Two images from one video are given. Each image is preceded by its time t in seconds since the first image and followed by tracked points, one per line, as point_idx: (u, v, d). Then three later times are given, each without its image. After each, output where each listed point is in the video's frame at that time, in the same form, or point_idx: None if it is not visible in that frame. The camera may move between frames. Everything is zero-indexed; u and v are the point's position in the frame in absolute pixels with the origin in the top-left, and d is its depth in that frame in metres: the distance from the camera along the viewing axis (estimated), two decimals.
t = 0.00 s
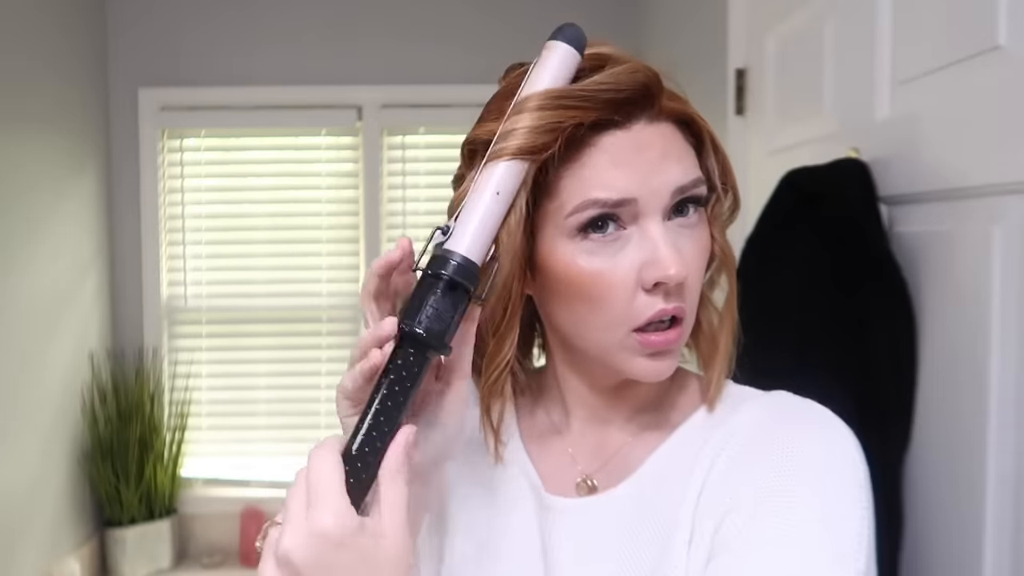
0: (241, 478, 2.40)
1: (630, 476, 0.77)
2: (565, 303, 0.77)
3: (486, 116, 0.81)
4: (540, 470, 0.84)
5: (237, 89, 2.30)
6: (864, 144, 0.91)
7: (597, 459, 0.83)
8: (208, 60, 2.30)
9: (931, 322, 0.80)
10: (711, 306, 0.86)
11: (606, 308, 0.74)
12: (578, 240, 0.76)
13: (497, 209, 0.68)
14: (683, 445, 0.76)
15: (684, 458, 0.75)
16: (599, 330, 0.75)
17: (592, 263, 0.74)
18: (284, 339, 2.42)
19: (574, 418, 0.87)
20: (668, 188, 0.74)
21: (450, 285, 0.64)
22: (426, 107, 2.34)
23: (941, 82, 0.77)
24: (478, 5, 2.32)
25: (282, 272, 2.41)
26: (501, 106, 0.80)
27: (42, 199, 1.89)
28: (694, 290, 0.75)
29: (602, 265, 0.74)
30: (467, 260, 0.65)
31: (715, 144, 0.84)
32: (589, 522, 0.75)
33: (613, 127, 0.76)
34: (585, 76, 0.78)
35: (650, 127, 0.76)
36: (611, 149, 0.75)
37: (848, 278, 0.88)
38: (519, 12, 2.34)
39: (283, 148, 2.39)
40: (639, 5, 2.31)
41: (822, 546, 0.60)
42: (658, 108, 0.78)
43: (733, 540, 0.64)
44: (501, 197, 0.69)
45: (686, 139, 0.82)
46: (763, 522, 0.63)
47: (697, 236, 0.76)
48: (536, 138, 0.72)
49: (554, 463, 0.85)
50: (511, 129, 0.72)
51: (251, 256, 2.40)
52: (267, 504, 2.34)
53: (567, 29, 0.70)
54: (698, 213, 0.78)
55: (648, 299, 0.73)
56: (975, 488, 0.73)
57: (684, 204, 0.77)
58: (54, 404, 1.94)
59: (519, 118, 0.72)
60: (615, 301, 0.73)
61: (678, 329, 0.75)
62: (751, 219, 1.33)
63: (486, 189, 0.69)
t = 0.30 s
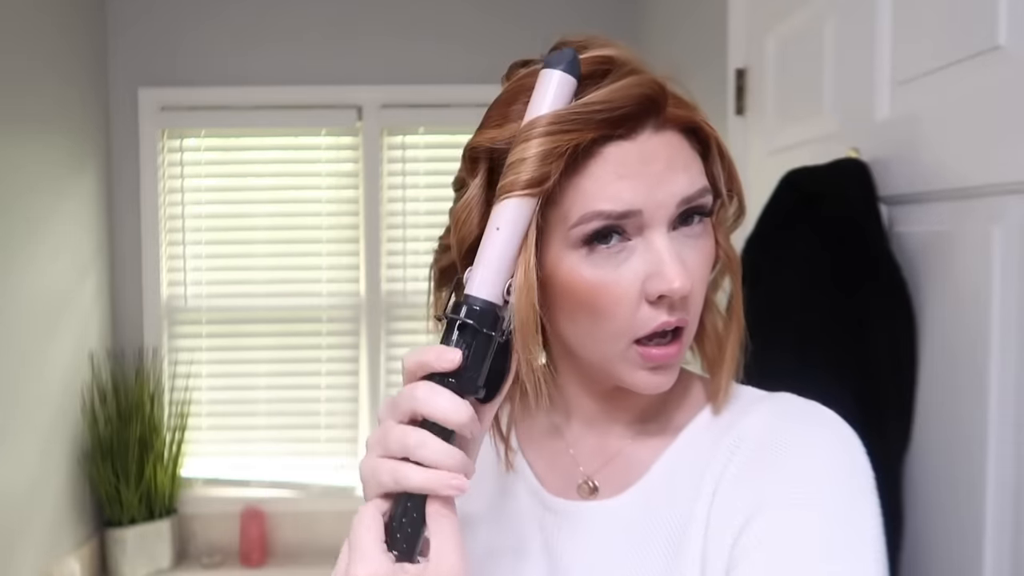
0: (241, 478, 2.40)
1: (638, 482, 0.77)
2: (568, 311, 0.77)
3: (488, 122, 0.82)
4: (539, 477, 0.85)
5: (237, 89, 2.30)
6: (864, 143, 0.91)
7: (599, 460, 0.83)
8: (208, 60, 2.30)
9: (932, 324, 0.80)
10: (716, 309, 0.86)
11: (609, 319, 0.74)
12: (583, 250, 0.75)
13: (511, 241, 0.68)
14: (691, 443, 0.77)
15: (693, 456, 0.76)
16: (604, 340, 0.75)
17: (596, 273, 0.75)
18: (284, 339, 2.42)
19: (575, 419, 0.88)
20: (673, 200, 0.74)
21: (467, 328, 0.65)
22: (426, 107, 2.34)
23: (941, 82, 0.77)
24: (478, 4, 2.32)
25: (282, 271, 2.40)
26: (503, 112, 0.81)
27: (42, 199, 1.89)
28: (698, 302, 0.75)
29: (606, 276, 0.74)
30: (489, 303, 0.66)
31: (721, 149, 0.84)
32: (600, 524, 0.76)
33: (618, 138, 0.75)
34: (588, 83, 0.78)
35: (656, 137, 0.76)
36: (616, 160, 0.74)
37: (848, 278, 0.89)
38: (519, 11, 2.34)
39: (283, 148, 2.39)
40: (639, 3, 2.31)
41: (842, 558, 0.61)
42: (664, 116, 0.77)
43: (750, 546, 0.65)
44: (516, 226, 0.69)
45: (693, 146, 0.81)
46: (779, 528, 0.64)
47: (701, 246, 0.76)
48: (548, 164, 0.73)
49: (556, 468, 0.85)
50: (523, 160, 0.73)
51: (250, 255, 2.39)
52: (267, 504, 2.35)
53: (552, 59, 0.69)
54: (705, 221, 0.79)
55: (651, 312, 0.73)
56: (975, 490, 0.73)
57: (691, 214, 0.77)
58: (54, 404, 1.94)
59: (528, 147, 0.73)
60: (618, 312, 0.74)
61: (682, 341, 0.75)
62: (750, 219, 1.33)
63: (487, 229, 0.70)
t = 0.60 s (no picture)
0: (241, 478, 2.40)
1: (646, 485, 0.78)
2: (560, 310, 0.77)
3: (479, 121, 0.83)
4: (539, 476, 0.84)
5: (236, 89, 2.30)
6: (864, 143, 0.91)
7: (599, 463, 0.83)
8: (208, 60, 2.30)
9: (932, 324, 0.80)
10: (713, 309, 0.86)
11: (600, 317, 0.74)
12: (573, 249, 0.75)
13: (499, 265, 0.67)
14: (702, 450, 0.77)
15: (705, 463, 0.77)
16: (595, 339, 0.75)
17: (587, 270, 0.74)
18: (284, 339, 2.42)
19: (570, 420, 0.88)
20: (663, 198, 0.73)
21: (459, 363, 0.65)
22: (426, 107, 2.34)
23: (941, 82, 0.77)
24: (478, 4, 2.32)
25: (282, 271, 2.40)
26: (494, 112, 0.81)
27: (42, 199, 1.89)
28: (690, 299, 0.75)
29: (597, 274, 0.74)
30: (481, 335, 0.65)
31: (714, 146, 0.84)
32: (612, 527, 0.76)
33: (606, 134, 0.75)
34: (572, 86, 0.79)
35: (646, 134, 0.76)
36: (603, 158, 0.74)
37: (848, 278, 0.88)
38: (520, 11, 2.34)
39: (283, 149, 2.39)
40: (640, 3, 2.31)
41: (864, 564, 0.63)
42: (654, 113, 0.77)
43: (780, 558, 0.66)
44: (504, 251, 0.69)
45: (685, 142, 0.81)
46: (802, 536, 0.66)
47: (693, 244, 0.76)
48: (528, 179, 0.73)
49: (555, 471, 0.85)
50: (503, 176, 0.73)
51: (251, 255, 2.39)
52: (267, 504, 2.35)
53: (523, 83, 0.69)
54: (697, 217, 0.79)
55: (642, 310, 0.73)
56: (975, 493, 0.73)
57: (682, 210, 0.77)
58: (54, 404, 1.94)
59: (507, 165, 0.72)
60: (609, 310, 0.73)
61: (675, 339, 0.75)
62: (750, 220, 1.33)
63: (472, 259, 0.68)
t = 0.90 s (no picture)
0: (241, 478, 2.40)
1: (652, 487, 0.78)
2: (566, 298, 0.77)
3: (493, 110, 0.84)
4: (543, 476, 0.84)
5: (236, 89, 2.30)
6: (864, 143, 0.91)
7: (604, 462, 0.83)
8: (208, 60, 2.30)
9: (931, 321, 0.80)
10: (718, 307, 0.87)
11: (606, 306, 0.74)
12: (581, 236, 0.75)
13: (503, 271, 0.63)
14: (709, 451, 0.78)
15: (713, 465, 0.77)
16: (601, 326, 0.75)
17: (594, 259, 0.74)
18: (284, 340, 2.42)
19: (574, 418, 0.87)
20: (673, 188, 0.74)
21: (460, 381, 0.62)
22: (426, 107, 2.34)
23: (942, 82, 0.77)
24: (478, 4, 2.32)
25: (282, 271, 2.40)
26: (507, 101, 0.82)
27: (42, 199, 1.89)
28: (698, 290, 0.75)
29: (605, 262, 0.74)
30: (488, 352, 0.62)
31: (724, 145, 0.84)
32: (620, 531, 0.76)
33: (625, 124, 0.76)
34: (584, 81, 0.79)
35: (658, 125, 0.77)
36: (616, 145, 0.75)
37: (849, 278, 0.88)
38: (520, 10, 2.34)
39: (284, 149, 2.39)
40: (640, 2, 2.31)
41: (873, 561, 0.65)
42: (668, 106, 0.79)
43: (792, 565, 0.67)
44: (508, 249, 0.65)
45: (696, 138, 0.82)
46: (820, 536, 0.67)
47: (702, 237, 0.77)
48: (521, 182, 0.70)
49: (559, 472, 0.84)
50: (496, 180, 0.69)
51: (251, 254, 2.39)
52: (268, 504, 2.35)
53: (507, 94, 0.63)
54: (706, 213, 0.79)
55: (649, 297, 0.73)
56: (975, 495, 0.73)
57: (692, 204, 0.77)
58: (54, 404, 1.94)
59: (499, 169, 0.69)
60: (615, 297, 0.73)
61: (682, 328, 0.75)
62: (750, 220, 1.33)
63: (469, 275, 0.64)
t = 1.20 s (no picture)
0: (241, 478, 2.40)
1: (660, 489, 0.77)
2: (573, 300, 0.76)
3: (504, 109, 0.83)
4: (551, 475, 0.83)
5: (237, 89, 2.30)
6: (864, 143, 0.91)
7: (612, 462, 0.83)
8: (208, 60, 2.30)
9: (932, 322, 0.80)
10: (728, 309, 0.87)
11: (614, 308, 0.74)
12: (590, 237, 0.75)
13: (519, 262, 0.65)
14: (717, 453, 0.78)
15: (722, 467, 0.77)
16: (610, 329, 0.75)
17: (603, 261, 0.74)
18: (284, 340, 2.42)
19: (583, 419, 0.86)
20: (683, 192, 0.74)
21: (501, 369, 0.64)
22: (427, 107, 2.34)
23: (941, 82, 0.77)
24: (478, 4, 2.32)
25: (281, 271, 2.40)
26: (518, 101, 0.82)
27: (42, 199, 1.89)
28: (707, 293, 0.75)
29: (615, 264, 0.74)
30: (532, 348, 0.63)
31: (736, 147, 0.84)
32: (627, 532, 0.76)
33: (635, 124, 0.76)
34: (595, 80, 0.79)
35: (669, 127, 0.77)
36: (627, 147, 0.75)
37: (853, 279, 0.88)
38: (520, 10, 2.34)
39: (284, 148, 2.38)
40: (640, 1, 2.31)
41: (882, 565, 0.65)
42: (679, 108, 0.78)
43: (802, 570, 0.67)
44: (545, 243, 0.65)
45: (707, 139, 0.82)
46: (826, 538, 0.67)
47: (712, 239, 0.76)
48: (561, 158, 0.71)
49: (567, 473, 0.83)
50: (537, 157, 0.71)
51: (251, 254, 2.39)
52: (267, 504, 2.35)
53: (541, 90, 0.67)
54: (716, 215, 0.79)
55: (659, 300, 0.73)
56: (975, 496, 0.73)
57: (701, 207, 0.77)
58: (54, 404, 1.94)
59: (539, 148, 0.71)
60: (625, 300, 0.73)
61: (692, 331, 0.74)
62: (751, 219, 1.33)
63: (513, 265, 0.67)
